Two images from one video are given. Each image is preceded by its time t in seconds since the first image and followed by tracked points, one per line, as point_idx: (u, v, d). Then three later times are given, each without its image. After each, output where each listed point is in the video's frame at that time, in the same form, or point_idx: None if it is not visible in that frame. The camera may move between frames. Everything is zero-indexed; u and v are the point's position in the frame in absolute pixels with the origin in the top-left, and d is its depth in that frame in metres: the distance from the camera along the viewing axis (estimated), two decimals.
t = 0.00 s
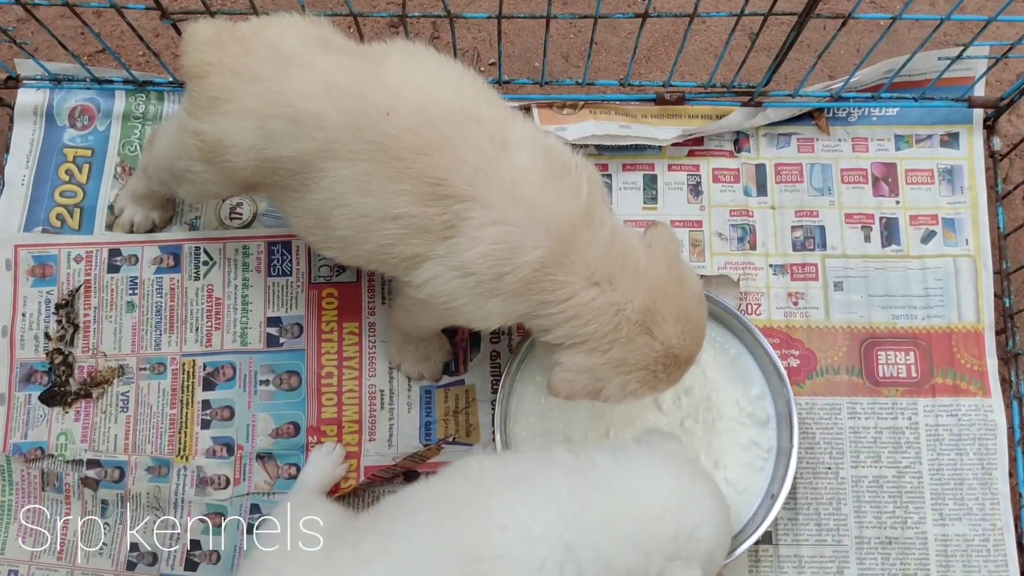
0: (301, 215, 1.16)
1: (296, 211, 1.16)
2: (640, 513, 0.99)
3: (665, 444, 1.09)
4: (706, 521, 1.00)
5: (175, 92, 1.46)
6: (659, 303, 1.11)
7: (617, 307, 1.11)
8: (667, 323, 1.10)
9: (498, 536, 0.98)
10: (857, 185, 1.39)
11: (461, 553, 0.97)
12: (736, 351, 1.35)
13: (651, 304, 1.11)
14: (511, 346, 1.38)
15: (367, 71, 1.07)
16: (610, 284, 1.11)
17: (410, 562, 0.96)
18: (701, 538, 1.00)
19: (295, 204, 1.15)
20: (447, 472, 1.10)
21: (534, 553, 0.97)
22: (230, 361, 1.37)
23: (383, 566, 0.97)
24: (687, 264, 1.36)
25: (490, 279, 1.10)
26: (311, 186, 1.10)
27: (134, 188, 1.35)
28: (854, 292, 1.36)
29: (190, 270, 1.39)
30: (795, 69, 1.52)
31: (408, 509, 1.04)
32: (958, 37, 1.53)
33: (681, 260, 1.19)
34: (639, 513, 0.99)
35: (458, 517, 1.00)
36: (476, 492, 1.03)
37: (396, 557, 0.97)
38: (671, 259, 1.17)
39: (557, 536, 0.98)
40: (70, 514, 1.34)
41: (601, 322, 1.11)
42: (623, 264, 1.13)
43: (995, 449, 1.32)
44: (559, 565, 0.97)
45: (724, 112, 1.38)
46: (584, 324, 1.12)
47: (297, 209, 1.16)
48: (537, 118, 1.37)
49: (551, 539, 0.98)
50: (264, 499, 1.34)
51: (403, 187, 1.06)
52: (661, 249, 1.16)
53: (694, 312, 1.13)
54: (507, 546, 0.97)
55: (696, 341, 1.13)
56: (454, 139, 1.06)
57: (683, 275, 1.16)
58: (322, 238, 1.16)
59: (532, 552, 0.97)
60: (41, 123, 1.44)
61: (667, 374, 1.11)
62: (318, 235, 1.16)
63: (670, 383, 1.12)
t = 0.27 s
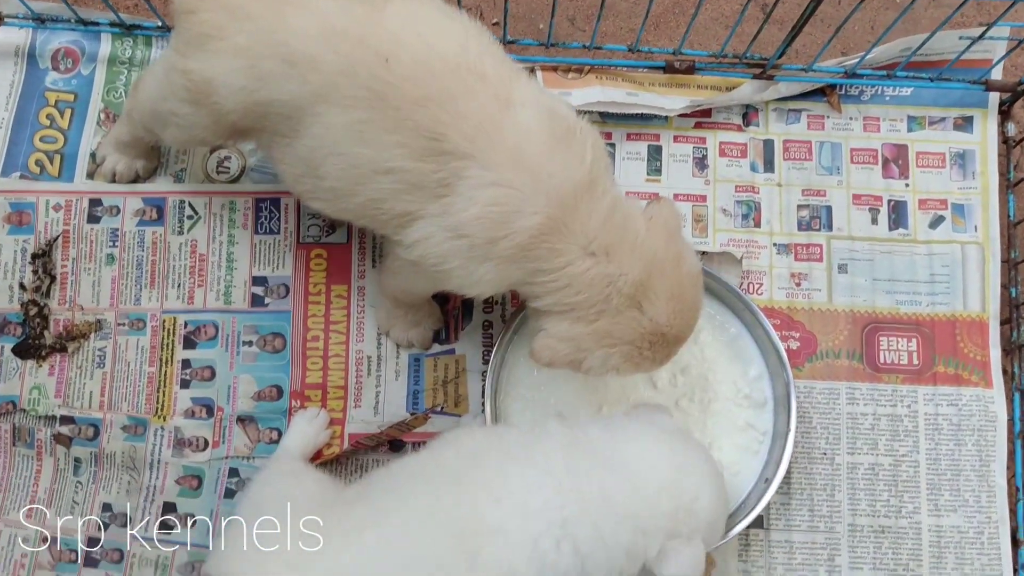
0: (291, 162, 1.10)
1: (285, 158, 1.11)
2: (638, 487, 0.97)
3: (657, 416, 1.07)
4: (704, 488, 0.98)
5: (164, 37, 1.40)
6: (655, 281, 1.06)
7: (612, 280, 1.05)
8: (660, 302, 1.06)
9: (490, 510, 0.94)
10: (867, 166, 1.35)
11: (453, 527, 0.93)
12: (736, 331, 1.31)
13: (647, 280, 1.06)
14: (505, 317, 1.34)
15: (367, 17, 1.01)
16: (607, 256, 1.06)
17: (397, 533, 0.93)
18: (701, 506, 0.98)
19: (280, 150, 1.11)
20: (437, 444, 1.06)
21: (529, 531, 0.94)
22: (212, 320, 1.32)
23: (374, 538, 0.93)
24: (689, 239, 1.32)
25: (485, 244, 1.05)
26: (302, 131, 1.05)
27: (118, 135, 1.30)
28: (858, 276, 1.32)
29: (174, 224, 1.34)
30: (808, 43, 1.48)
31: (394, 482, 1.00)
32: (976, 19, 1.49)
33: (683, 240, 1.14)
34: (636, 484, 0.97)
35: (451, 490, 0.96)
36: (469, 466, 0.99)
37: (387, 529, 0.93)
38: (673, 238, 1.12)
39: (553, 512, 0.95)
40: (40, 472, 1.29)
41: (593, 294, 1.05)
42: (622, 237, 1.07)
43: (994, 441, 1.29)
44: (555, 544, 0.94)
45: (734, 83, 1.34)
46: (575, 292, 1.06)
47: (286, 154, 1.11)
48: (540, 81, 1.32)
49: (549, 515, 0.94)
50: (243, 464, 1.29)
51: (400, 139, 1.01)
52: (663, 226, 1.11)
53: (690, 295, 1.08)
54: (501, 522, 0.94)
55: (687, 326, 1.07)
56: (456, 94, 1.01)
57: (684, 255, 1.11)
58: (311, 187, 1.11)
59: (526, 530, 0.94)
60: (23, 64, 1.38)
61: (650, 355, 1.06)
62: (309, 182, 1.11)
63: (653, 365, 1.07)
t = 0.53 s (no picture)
0: (289, 90, 1.05)
1: (284, 86, 1.05)
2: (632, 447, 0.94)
3: (663, 369, 1.02)
4: (700, 457, 0.95)
5: None
6: (653, 231, 1.00)
7: (610, 223, 1.00)
8: (655, 253, 1.00)
9: (484, 454, 0.92)
10: (874, 118, 1.33)
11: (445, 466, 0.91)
12: (734, 280, 1.30)
13: (646, 228, 1.00)
14: (503, 257, 1.32)
15: None
16: (609, 199, 1.00)
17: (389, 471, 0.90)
18: (694, 475, 0.95)
19: (281, 77, 1.05)
20: (435, 385, 1.02)
21: (519, 474, 0.91)
22: (208, 249, 1.30)
23: (361, 476, 0.91)
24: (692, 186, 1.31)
25: (488, 179, 1.00)
26: (303, 58, 1.00)
27: (116, 56, 1.27)
28: (860, 230, 1.32)
29: (171, 150, 1.32)
30: None
31: (388, 418, 0.98)
32: None
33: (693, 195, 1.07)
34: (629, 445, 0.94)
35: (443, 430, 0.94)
36: (465, 402, 0.97)
37: (379, 463, 0.92)
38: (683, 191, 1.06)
39: (545, 457, 0.92)
40: (31, 393, 1.28)
41: (590, 235, 1.00)
42: (629, 182, 1.01)
43: (986, 399, 1.29)
44: (543, 492, 0.92)
45: (746, 29, 1.32)
46: (571, 231, 1.01)
47: (286, 82, 1.05)
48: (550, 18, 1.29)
49: (537, 461, 0.92)
50: (235, 394, 1.28)
51: (403, 68, 0.96)
52: (675, 176, 1.05)
53: (688, 251, 1.02)
54: (494, 464, 0.91)
55: (679, 283, 1.01)
56: (462, 22, 0.97)
57: (690, 209, 1.05)
58: (309, 117, 1.05)
59: (515, 475, 0.91)
60: None
61: (634, 305, 1.01)
62: (306, 114, 1.06)
63: (635, 316, 1.01)
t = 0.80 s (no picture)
0: (290, 55, 1.03)
1: (283, 51, 1.04)
2: (632, 416, 0.93)
3: (661, 339, 1.02)
4: (699, 425, 0.94)
5: None
6: (649, 201, 0.99)
7: (608, 190, 0.99)
8: (649, 223, 0.99)
9: (491, 422, 0.90)
10: (877, 92, 1.33)
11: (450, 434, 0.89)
12: (734, 253, 1.29)
13: (642, 197, 0.99)
14: (502, 227, 1.31)
15: None
16: (609, 167, 0.99)
17: (388, 437, 0.90)
18: (694, 446, 0.94)
19: (281, 43, 1.03)
20: (435, 353, 1.02)
21: (524, 441, 0.90)
22: (207, 215, 1.30)
23: (366, 440, 0.90)
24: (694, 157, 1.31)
25: (491, 144, 0.99)
26: (304, 23, 0.99)
27: (115, 18, 1.27)
28: (860, 203, 1.32)
29: (170, 116, 1.32)
30: None
31: (388, 384, 0.98)
32: None
33: (693, 170, 1.06)
34: (630, 413, 0.93)
35: (448, 397, 0.93)
36: (468, 367, 0.97)
37: (381, 430, 0.91)
38: (683, 165, 1.05)
39: (550, 422, 0.91)
40: (29, 356, 1.28)
41: (587, 201, 1.00)
42: (629, 151, 1.00)
43: (984, 375, 1.29)
44: (548, 458, 0.91)
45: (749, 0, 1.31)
46: (569, 195, 1.00)
47: (287, 47, 1.03)
48: None
49: (543, 426, 0.91)
50: (233, 360, 1.28)
51: (405, 34, 0.95)
52: (675, 149, 1.04)
53: (682, 223, 1.01)
54: (499, 432, 0.90)
55: (670, 255, 1.01)
56: None
57: (687, 182, 1.04)
58: (311, 82, 1.03)
59: (522, 440, 0.90)
60: None
61: (624, 273, 1.00)
62: (306, 80, 1.04)
63: (624, 285, 1.01)
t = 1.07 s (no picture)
0: (287, 37, 1.02)
1: (280, 33, 1.03)
2: (630, 408, 0.93)
3: (661, 336, 1.01)
4: (692, 420, 0.95)
5: None
6: (646, 184, 0.99)
7: (605, 172, 0.99)
8: (646, 207, 0.99)
9: (476, 417, 0.91)
10: (880, 80, 1.32)
11: (435, 425, 0.90)
12: (735, 241, 1.29)
13: (639, 180, 0.99)
14: (503, 215, 1.31)
15: None
16: (606, 149, 0.99)
17: (378, 426, 0.90)
18: (684, 440, 0.95)
19: (277, 24, 1.02)
20: (434, 341, 1.02)
21: (507, 438, 0.90)
22: (207, 202, 1.30)
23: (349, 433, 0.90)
24: (695, 145, 1.30)
25: (489, 126, 0.99)
26: (300, 4, 0.98)
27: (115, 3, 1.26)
28: (862, 191, 1.31)
29: (170, 102, 1.31)
30: None
31: (387, 370, 0.98)
32: None
33: (691, 156, 1.06)
34: (627, 406, 0.93)
35: (435, 390, 0.93)
36: (461, 361, 0.96)
37: (364, 422, 0.91)
38: (680, 149, 1.05)
39: (537, 422, 0.91)
40: (30, 342, 1.28)
41: (585, 183, 0.99)
42: (627, 134, 1.00)
43: (984, 364, 1.29)
44: (532, 458, 0.91)
45: None
46: (568, 177, 1.00)
47: (283, 29, 1.02)
48: None
49: (527, 425, 0.91)
50: (233, 347, 1.28)
51: (403, 14, 0.95)
52: (673, 133, 1.04)
53: (679, 207, 1.01)
54: (483, 428, 0.90)
55: (668, 239, 1.00)
56: None
57: (685, 166, 1.03)
58: (308, 64, 1.03)
59: (504, 438, 0.90)
60: None
61: (621, 257, 0.99)
62: (304, 62, 1.03)
63: (621, 269, 1.00)
